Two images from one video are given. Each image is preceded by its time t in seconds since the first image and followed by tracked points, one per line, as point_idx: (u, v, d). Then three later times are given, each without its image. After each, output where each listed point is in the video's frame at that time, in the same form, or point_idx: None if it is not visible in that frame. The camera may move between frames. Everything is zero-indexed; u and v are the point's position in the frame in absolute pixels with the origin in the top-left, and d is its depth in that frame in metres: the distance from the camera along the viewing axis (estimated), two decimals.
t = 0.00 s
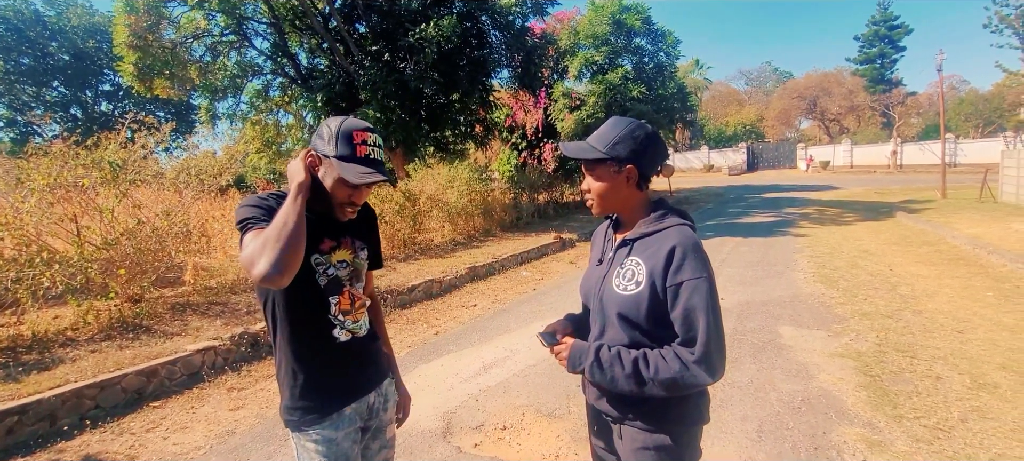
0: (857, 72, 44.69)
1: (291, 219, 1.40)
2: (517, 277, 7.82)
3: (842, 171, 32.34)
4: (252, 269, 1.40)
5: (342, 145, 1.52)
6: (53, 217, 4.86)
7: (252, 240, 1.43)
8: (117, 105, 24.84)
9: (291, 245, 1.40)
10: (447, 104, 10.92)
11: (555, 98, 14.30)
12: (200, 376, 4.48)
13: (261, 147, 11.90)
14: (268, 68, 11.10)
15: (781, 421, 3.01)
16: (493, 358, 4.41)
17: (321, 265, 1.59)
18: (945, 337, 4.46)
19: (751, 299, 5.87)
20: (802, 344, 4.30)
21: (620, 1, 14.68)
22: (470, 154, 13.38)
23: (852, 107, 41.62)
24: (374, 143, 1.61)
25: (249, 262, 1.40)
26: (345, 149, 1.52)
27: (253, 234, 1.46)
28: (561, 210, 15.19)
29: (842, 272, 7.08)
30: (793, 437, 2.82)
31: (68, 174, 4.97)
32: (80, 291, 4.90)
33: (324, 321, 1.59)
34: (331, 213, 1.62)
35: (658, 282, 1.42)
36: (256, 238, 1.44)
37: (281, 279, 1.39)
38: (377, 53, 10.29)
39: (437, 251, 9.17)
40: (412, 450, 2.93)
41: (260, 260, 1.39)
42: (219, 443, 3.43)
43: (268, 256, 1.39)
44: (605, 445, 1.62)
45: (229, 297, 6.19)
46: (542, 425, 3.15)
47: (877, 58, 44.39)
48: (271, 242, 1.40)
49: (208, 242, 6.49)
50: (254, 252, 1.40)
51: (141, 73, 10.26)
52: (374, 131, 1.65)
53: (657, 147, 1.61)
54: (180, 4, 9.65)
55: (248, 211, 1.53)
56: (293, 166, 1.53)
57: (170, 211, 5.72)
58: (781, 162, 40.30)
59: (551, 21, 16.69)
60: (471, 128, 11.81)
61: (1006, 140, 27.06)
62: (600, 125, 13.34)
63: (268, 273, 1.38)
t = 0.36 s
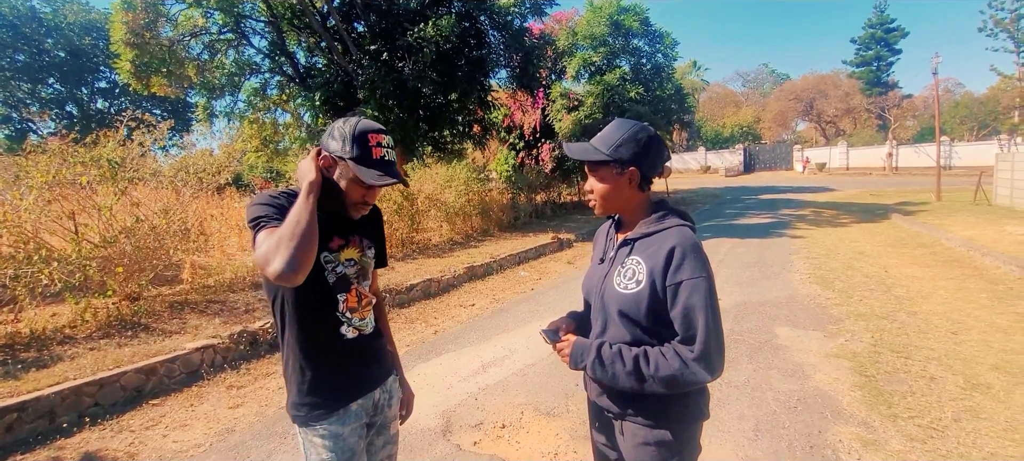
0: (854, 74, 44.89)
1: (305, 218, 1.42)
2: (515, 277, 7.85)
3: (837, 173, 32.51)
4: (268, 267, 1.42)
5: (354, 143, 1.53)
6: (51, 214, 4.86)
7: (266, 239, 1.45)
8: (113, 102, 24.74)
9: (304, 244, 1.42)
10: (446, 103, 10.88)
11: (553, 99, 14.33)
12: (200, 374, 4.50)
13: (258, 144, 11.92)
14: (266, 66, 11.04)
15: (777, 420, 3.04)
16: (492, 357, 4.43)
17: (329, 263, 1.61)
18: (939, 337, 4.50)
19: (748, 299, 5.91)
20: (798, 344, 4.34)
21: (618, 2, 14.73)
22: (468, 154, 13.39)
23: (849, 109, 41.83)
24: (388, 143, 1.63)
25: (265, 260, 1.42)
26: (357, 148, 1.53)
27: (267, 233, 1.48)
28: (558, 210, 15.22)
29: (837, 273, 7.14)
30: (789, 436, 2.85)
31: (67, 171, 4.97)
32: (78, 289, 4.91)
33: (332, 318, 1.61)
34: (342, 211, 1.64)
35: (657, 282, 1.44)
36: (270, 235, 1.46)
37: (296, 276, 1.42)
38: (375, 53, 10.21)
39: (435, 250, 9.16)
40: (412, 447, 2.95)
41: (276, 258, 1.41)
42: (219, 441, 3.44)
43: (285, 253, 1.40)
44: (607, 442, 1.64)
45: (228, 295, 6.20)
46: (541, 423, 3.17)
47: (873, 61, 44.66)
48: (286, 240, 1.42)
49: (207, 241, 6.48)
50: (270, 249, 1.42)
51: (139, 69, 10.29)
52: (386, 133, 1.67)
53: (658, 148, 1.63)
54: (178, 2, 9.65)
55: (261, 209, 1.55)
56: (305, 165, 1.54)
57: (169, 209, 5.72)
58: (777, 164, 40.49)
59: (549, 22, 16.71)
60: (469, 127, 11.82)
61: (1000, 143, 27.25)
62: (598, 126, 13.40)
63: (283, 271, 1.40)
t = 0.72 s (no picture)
0: (848, 76, 45.15)
1: (311, 215, 1.44)
2: (511, 277, 7.88)
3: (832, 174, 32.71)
4: (277, 263, 1.44)
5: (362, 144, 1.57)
6: (48, 214, 4.87)
7: (275, 237, 1.48)
8: (107, 102, 24.62)
9: (312, 242, 1.44)
10: (442, 104, 10.81)
11: (550, 99, 14.39)
12: (197, 373, 4.50)
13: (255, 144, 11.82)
14: (263, 65, 11.03)
15: (772, 418, 3.08)
16: (489, 356, 4.46)
17: (335, 262, 1.63)
18: (931, 337, 4.56)
19: (743, 300, 5.96)
20: (792, 344, 4.39)
21: (614, 3, 14.79)
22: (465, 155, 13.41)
23: (843, 111, 42.09)
24: (398, 152, 1.67)
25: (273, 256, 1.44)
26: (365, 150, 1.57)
27: (275, 232, 1.50)
28: (555, 211, 15.25)
29: (832, 274, 7.20)
30: (783, 434, 2.89)
31: (64, 170, 4.96)
32: (74, 289, 4.91)
33: (337, 317, 1.63)
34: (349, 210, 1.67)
35: (656, 281, 1.47)
36: (279, 233, 1.49)
37: (304, 274, 1.44)
38: (371, 53, 10.10)
39: (432, 250, 9.18)
40: (411, 446, 2.98)
41: (284, 254, 1.43)
42: (217, 440, 3.45)
43: (294, 248, 1.43)
44: (606, 438, 1.67)
45: (225, 295, 6.20)
46: (538, 422, 3.20)
47: (868, 63, 44.95)
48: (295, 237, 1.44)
49: (204, 241, 6.48)
50: (279, 246, 1.44)
51: (135, 69, 10.27)
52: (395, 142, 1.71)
53: (657, 151, 1.66)
54: (174, 1, 9.65)
55: (268, 209, 1.58)
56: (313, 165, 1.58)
57: (166, 209, 5.71)
58: (772, 165, 40.68)
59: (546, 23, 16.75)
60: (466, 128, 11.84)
61: (993, 145, 27.48)
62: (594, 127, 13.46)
63: (292, 268, 1.42)
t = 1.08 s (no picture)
0: (843, 76, 45.35)
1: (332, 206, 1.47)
2: (508, 277, 7.90)
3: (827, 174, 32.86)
4: (306, 253, 1.45)
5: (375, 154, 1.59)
6: (44, 214, 4.86)
7: (297, 230, 1.48)
8: (102, 101, 24.48)
9: (339, 230, 1.47)
10: (439, 103, 10.86)
11: (546, 99, 14.42)
12: (195, 373, 4.50)
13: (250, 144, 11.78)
14: (258, 65, 11.05)
15: (766, 416, 3.11)
16: (487, 356, 4.48)
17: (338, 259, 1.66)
18: (924, 336, 4.60)
19: (739, 299, 5.99)
20: (787, 343, 4.43)
21: (611, 3, 14.76)
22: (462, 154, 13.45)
23: (838, 111, 42.29)
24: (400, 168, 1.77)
25: (301, 246, 1.45)
26: (377, 157, 1.58)
27: (294, 227, 1.50)
28: (552, 210, 15.27)
29: (826, 273, 7.26)
30: (778, 431, 2.92)
31: (61, 170, 4.95)
32: (71, 289, 4.91)
33: (341, 313, 1.66)
34: (357, 219, 1.71)
35: (651, 280, 1.50)
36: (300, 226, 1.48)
37: (334, 260, 1.45)
38: (368, 53, 10.07)
39: (429, 250, 9.19)
40: (409, 445, 2.99)
41: (313, 241, 1.44)
42: (215, 439, 3.46)
43: (325, 236, 1.44)
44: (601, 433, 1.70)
45: (221, 295, 6.20)
46: (535, 421, 3.22)
47: (862, 64, 45.18)
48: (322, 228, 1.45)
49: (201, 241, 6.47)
50: (306, 237, 1.45)
51: (129, 69, 10.17)
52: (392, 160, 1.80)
53: (653, 152, 1.68)
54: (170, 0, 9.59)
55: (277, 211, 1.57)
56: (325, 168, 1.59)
57: (163, 209, 5.71)
58: (768, 165, 40.84)
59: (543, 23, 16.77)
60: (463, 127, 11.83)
61: (986, 145, 27.66)
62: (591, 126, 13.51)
63: (323, 254, 1.43)
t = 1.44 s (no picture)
0: (837, 77, 45.60)
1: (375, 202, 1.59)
2: (504, 277, 7.91)
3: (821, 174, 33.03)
4: (374, 243, 1.52)
5: (373, 164, 1.69)
6: (37, 215, 4.84)
7: (351, 224, 1.53)
8: (95, 100, 24.32)
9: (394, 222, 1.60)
10: (434, 103, 10.89)
11: (542, 99, 14.45)
12: (189, 374, 4.50)
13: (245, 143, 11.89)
14: (253, 65, 11.03)
15: (760, 413, 3.14)
16: (482, 355, 4.48)
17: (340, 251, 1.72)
18: (916, 334, 4.64)
19: (734, 298, 6.03)
20: (781, 341, 4.46)
21: (607, 3, 14.82)
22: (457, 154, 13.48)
23: (832, 111, 42.50)
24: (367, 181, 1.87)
25: (371, 237, 1.51)
26: (377, 166, 1.69)
27: (342, 224, 1.54)
28: (548, 210, 15.29)
29: (820, 272, 7.30)
30: (771, 429, 2.95)
31: (54, 170, 4.93)
32: (64, 290, 4.90)
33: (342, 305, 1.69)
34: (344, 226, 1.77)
35: (640, 274, 1.52)
36: (356, 221, 1.53)
37: (401, 245, 1.59)
38: (364, 52, 10.23)
39: (424, 250, 9.19)
40: (406, 444, 3.00)
41: (384, 232, 1.54)
42: (210, 439, 3.46)
43: (390, 226, 1.56)
44: (596, 429, 1.71)
45: (216, 296, 6.19)
46: (531, 419, 3.23)
47: (856, 64, 45.43)
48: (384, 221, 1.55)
49: (196, 241, 6.45)
50: (376, 228, 1.52)
51: (123, 68, 10.20)
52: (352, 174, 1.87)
53: (641, 150, 1.72)
54: None
55: (299, 214, 1.55)
56: (331, 180, 1.62)
57: (156, 209, 5.69)
58: (763, 165, 41.00)
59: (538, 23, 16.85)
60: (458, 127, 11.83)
61: (978, 146, 27.88)
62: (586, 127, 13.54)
63: (396, 240, 1.57)
